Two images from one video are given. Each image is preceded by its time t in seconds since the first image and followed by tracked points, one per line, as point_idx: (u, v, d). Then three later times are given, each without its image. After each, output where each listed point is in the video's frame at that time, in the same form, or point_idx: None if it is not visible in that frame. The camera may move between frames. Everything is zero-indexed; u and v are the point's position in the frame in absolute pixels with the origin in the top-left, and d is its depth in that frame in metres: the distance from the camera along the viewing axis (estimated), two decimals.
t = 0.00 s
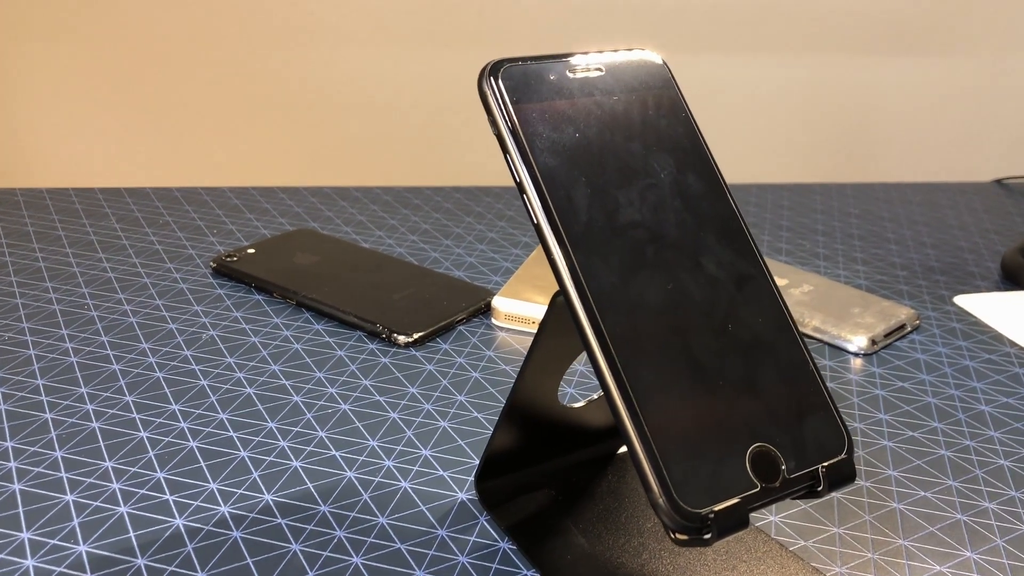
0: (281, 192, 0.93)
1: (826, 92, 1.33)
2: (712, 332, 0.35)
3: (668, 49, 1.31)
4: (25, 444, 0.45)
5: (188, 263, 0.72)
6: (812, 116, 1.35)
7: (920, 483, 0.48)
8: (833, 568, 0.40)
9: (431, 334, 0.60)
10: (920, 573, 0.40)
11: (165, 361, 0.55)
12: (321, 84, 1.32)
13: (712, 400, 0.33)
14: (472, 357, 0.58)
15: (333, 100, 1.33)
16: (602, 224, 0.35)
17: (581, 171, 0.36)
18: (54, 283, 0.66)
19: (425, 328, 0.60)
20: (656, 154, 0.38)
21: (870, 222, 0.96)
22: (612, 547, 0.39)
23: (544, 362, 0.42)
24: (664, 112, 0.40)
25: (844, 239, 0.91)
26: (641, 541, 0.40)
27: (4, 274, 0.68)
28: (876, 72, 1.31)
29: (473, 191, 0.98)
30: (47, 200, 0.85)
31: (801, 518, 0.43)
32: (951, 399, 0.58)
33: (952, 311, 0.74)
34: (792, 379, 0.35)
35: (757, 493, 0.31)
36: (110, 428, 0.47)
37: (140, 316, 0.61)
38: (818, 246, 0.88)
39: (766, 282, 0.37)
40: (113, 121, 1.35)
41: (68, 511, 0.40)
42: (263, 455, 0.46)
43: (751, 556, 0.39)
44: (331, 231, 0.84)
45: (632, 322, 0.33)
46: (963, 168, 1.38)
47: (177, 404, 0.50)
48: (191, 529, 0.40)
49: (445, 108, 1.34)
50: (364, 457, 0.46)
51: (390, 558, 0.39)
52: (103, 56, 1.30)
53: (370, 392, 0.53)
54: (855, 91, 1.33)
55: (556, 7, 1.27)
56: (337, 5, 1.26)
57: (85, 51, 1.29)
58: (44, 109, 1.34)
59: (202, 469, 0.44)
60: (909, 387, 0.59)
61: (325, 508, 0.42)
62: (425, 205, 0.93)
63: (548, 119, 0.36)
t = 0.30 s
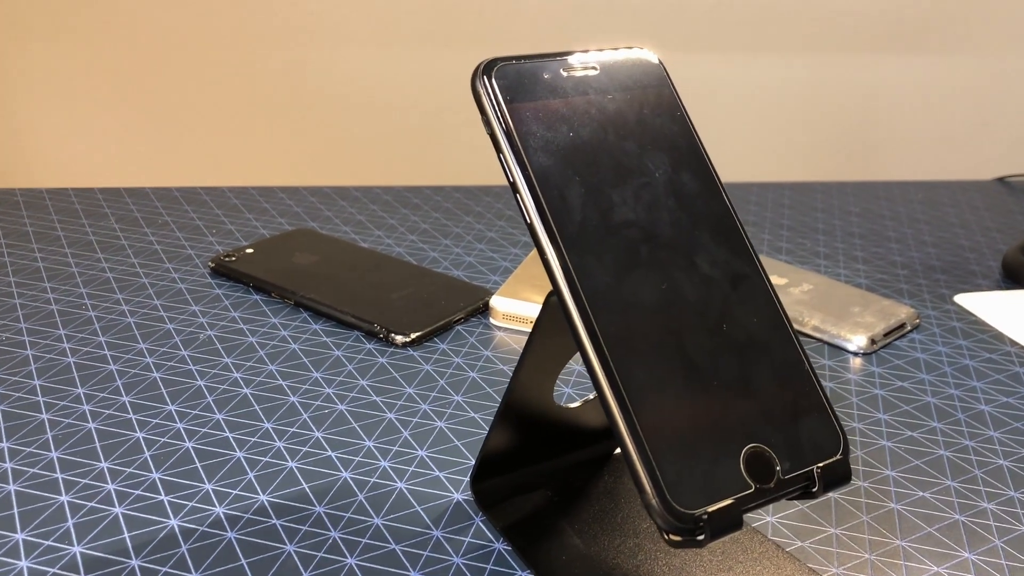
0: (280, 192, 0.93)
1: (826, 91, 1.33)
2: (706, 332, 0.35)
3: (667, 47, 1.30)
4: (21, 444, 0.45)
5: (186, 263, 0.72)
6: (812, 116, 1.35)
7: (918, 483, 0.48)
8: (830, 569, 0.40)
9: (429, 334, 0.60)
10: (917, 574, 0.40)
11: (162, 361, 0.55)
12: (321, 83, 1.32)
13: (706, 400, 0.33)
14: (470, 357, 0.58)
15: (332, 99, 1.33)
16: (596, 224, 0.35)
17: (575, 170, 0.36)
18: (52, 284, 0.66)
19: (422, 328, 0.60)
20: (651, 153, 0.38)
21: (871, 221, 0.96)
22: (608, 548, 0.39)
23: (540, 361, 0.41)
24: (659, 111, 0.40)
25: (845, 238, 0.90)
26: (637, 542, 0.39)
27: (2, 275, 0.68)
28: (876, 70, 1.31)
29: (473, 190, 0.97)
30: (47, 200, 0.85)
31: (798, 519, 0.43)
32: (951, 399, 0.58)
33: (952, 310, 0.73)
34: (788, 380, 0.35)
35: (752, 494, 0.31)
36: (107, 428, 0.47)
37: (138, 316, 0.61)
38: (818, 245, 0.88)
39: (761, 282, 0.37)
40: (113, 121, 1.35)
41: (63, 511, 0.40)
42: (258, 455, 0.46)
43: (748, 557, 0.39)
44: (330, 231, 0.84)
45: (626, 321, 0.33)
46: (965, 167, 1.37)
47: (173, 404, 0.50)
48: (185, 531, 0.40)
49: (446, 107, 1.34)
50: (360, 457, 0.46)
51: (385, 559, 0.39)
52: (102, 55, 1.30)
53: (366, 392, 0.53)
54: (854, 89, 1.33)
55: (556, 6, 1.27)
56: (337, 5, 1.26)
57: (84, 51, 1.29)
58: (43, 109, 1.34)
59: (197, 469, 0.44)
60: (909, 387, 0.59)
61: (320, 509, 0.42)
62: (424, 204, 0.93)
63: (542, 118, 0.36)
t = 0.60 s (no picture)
0: (279, 191, 0.93)
1: (828, 89, 1.33)
2: (701, 331, 0.34)
3: (668, 45, 1.30)
4: (16, 445, 0.45)
5: (184, 263, 0.72)
6: (814, 114, 1.35)
7: (917, 483, 0.47)
8: (827, 570, 0.40)
9: (426, 334, 0.60)
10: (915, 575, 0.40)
11: (158, 361, 0.55)
12: (321, 82, 1.32)
13: (701, 400, 0.32)
14: (467, 356, 0.58)
15: (332, 98, 1.33)
16: (590, 223, 0.34)
17: (569, 168, 0.35)
18: (50, 284, 0.66)
19: (419, 328, 0.59)
20: (646, 151, 0.38)
21: (873, 219, 0.95)
22: (603, 549, 0.39)
23: (535, 361, 0.41)
24: (655, 109, 0.40)
25: (846, 236, 0.90)
26: (633, 543, 0.39)
27: None
28: (878, 67, 1.31)
29: (472, 189, 0.97)
30: (46, 199, 0.85)
31: (795, 519, 0.43)
32: (951, 398, 0.57)
33: (953, 309, 0.73)
34: (783, 380, 0.35)
35: (746, 495, 0.31)
36: (102, 429, 0.47)
37: (135, 315, 0.61)
38: (819, 244, 0.87)
39: (757, 281, 0.37)
40: (114, 120, 1.35)
41: (57, 512, 0.40)
42: (253, 456, 0.45)
43: (744, 558, 0.39)
44: (329, 231, 0.84)
45: (619, 321, 0.33)
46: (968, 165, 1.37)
47: (169, 404, 0.50)
48: (179, 531, 0.39)
49: (447, 106, 1.33)
50: (356, 457, 0.46)
51: (379, 560, 0.39)
52: (102, 54, 1.30)
53: (363, 392, 0.53)
54: (856, 84, 1.32)
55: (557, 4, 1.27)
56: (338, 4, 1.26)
57: (84, 50, 1.29)
58: (43, 108, 1.34)
59: (192, 470, 0.44)
60: (909, 386, 0.58)
61: (314, 510, 0.42)
62: (423, 203, 0.92)
63: (535, 116, 0.36)
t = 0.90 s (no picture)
0: (279, 190, 0.93)
1: (831, 87, 1.32)
2: (694, 332, 0.34)
3: (670, 42, 1.30)
4: (10, 445, 0.45)
5: (181, 263, 0.72)
6: (817, 111, 1.34)
7: (916, 484, 0.47)
8: (823, 573, 0.39)
9: (423, 334, 0.60)
10: None
11: (154, 361, 0.55)
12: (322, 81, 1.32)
13: (694, 401, 0.32)
14: (464, 357, 0.58)
15: (333, 97, 1.33)
16: (582, 222, 0.34)
17: (561, 167, 0.35)
18: (47, 283, 0.66)
19: (416, 328, 0.59)
20: (639, 149, 0.38)
21: (875, 218, 0.95)
22: (598, 550, 0.39)
23: (528, 361, 0.41)
24: (649, 106, 0.39)
25: (848, 235, 0.89)
26: (628, 545, 0.39)
27: None
28: (881, 65, 1.30)
29: (472, 187, 0.97)
30: (45, 199, 0.85)
31: (792, 521, 0.43)
32: (952, 398, 0.57)
33: (955, 308, 0.72)
34: (778, 380, 0.34)
35: (739, 497, 0.30)
36: (96, 429, 0.47)
37: (132, 315, 0.61)
38: (820, 243, 0.87)
39: (751, 280, 0.37)
40: (114, 120, 1.35)
41: (49, 513, 0.40)
42: (247, 456, 0.45)
43: (740, 560, 0.39)
44: (327, 230, 0.84)
45: (611, 321, 0.32)
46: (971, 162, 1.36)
47: (164, 405, 0.50)
48: (171, 532, 0.39)
49: (448, 105, 1.33)
50: (350, 458, 0.46)
51: (371, 562, 0.38)
52: (102, 54, 1.30)
53: (358, 392, 0.52)
54: (859, 82, 1.31)
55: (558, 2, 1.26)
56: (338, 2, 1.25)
57: (84, 49, 1.29)
58: (45, 107, 1.34)
59: (186, 471, 0.44)
60: (909, 386, 0.58)
61: (307, 512, 0.41)
62: (422, 202, 0.92)
63: (527, 114, 0.36)
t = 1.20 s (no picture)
0: (280, 189, 0.93)
1: (835, 85, 1.31)
2: (692, 331, 0.34)
3: (673, 39, 1.29)
4: (7, 445, 0.45)
5: (182, 262, 0.71)
6: (821, 110, 1.33)
7: (918, 485, 0.47)
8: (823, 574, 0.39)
9: (423, 333, 0.59)
10: None
11: (153, 361, 0.55)
12: (324, 80, 1.32)
13: (691, 402, 0.32)
14: (463, 356, 0.58)
15: (335, 96, 1.33)
16: (578, 221, 0.34)
17: (558, 166, 0.35)
18: (47, 282, 0.66)
19: (415, 328, 0.59)
20: (637, 148, 0.37)
21: (879, 217, 0.94)
22: (596, 551, 0.38)
23: (525, 360, 0.41)
24: (647, 105, 0.39)
25: (851, 234, 0.89)
26: (626, 546, 0.39)
27: None
28: (885, 62, 1.29)
29: (473, 186, 0.97)
30: (47, 198, 0.85)
31: (792, 522, 0.42)
32: (955, 398, 0.57)
33: (959, 308, 0.72)
34: (776, 380, 0.34)
35: (737, 499, 0.30)
36: (94, 429, 0.47)
37: (131, 314, 0.61)
38: (824, 241, 0.86)
39: (749, 280, 0.36)
40: (119, 117, 1.36)
41: (45, 513, 0.40)
42: (245, 456, 0.45)
43: (739, 562, 0.38)
44: (328, 229, 0.83)
45: (607, 321, 0.32)
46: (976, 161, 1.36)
47: (162, 404, 0.50)
48: (168, 532, 0.39)
49: (451, 103, 1.33)
50: (348, 458, 0.46)
51: (368, 563, 0.38)
52: (105, 52, 1.30)
53: (357, 392, 0.52)
54: (864, 80, 1.31)
55: None
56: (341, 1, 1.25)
57: (87, 47, 1.29)
58: (49, 106, 1.34)
59: (183, 471, 0.44)
60: (912, 386, 0.58)
61: (304, 511, 0.41)
62: (424, 201, 0.92)
63: (524, 113, 0.35)
